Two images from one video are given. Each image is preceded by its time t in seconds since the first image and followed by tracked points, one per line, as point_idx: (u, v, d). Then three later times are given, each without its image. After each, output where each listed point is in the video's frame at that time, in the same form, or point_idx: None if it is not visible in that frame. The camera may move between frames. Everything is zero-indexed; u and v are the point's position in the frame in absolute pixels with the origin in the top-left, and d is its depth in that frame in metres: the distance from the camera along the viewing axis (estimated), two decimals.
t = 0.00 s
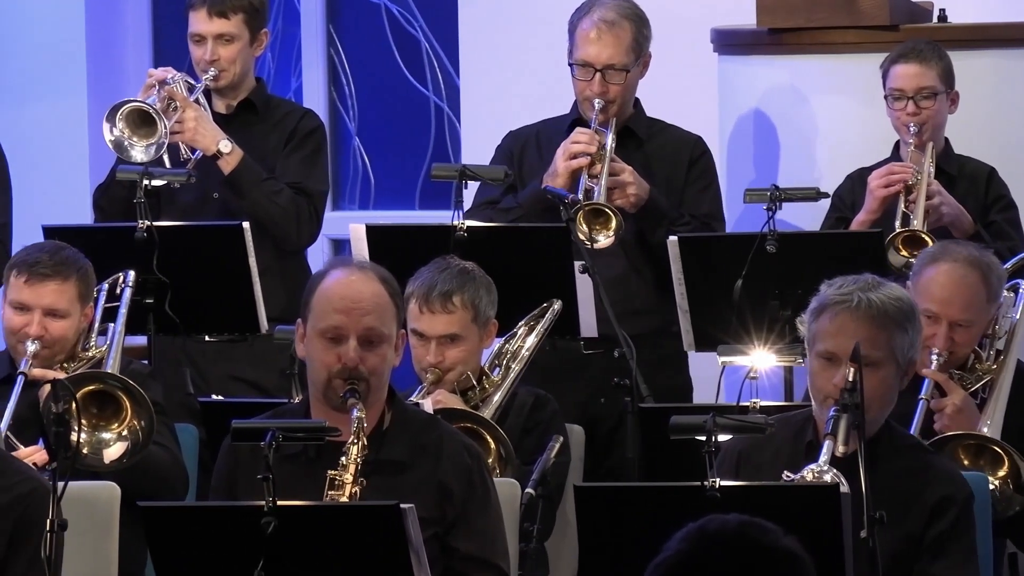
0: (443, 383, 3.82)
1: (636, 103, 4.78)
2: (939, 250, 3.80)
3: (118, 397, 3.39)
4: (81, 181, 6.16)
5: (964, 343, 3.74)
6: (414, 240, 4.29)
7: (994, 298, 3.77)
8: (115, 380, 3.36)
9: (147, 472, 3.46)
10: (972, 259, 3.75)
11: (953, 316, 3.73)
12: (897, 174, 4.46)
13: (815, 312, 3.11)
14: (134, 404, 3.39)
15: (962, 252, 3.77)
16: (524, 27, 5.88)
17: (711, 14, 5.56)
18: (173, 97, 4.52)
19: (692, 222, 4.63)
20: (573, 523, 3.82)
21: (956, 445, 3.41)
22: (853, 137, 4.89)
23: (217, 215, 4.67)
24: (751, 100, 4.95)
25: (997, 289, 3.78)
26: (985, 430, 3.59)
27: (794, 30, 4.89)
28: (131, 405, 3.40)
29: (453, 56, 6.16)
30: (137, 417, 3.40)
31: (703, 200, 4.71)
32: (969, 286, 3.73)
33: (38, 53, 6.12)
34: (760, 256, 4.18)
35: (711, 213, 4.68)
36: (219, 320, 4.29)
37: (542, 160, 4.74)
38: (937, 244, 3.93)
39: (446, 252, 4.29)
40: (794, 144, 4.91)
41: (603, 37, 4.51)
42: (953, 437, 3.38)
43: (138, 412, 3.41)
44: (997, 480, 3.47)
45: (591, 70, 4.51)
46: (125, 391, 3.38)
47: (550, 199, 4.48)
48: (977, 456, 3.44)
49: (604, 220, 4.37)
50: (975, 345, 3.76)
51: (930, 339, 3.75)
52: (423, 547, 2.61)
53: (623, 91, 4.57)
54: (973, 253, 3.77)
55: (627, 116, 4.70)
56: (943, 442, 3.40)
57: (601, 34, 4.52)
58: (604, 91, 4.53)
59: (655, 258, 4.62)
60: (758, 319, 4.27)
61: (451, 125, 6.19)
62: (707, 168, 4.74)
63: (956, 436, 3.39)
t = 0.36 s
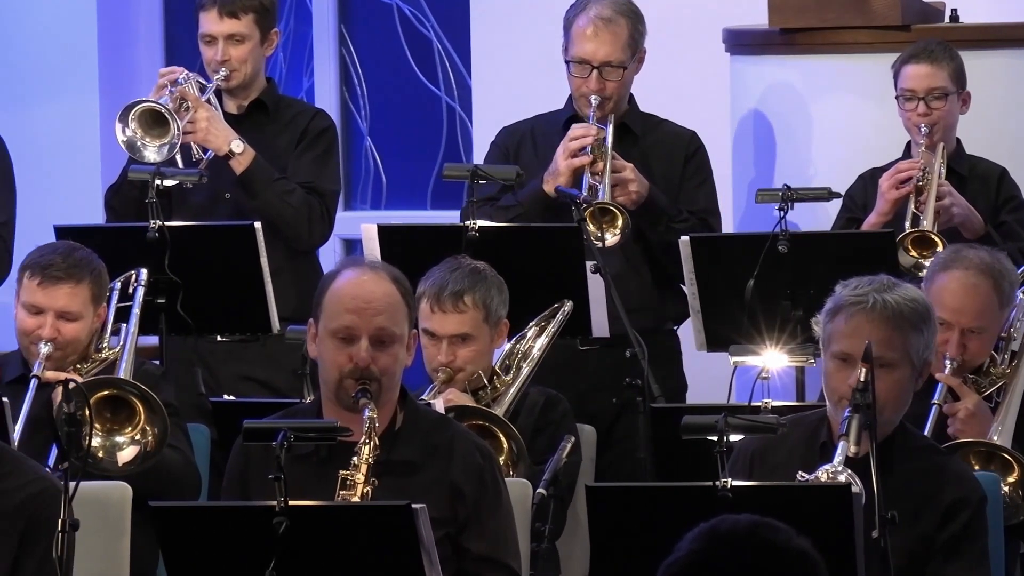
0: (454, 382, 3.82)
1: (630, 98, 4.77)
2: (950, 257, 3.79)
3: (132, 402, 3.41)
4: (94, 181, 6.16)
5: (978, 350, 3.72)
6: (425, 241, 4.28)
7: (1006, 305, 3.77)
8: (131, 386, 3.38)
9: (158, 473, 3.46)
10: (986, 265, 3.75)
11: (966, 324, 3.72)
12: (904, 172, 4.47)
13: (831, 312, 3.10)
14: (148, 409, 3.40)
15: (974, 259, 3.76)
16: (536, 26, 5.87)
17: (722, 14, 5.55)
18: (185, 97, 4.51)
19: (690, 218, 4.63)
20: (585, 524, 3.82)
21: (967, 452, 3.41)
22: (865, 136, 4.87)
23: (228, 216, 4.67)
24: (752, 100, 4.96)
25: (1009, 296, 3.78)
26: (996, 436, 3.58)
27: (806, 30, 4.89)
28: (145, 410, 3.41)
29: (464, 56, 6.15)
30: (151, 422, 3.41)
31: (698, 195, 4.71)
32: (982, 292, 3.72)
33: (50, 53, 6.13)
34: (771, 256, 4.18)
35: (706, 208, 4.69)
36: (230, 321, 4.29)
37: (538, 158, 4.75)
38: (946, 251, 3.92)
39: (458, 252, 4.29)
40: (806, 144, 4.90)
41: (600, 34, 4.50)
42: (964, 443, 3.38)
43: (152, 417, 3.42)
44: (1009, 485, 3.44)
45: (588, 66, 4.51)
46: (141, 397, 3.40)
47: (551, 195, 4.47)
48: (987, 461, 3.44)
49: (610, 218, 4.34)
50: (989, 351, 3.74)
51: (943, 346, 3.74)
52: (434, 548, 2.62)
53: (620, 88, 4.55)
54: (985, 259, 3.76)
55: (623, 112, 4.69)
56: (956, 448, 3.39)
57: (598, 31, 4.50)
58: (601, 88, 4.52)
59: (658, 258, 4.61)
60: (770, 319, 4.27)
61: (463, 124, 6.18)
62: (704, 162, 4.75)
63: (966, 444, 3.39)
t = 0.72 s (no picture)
0: (468, 382, 3.83)
1: (629, 97, 4.76)
2: (953, 253, 3.79)
3: (144, 402, 3.41)
4: (107, 181, 6.17)
5: (983, 346, 3.72)
6: (437, 241, 4.28)
7: (1010, 299, 3.77)
8: (142, 386, 3.38)
9: (170, 473, 3.46)
10: (988, 261, 3.75)
11: (970, 320, 3.72)
12: (915, 172, 4.45)
13: (839, 308, 3.10)
14: (160, 410, 3.40)
15: (977, 255, 3.76)
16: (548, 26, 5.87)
17: (735, 13, 5.54)
18: (197, 96, 4.52)
19: (692, 215, 4.61)
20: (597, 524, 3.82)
21: (974, 443, 3.40)
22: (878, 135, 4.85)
23: (240, 216, 4.68)
24: (754, 103, 4.99)
25: (1013, 291, 3.78)
26: (1004, 425, 3.56)
27: (818, 30, 4.88)
28: (157, 410, 3.41)
29: (477, 56, 6.15)
30: (162, 423, 3.41)
31: (699, 193, 4.71)
32: (985, 288, 3.72)
33: (63, 53, 6.14)
34: (784, 256, 4.18)
35: (707, 206, 4.68)
36: (242, 321, 4.30)
37: (538, 156, 4.74)
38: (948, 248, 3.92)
39: (470, 252, 4.28)
40: (819, 143, 4.89)
41: (599, 34, 4.50)
42: (971, 433, 3.36)
43: (163, 417, 3.42)
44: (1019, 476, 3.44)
45: (588, 65, 4.50)
46: (153, 398, 3.40)
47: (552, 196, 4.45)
48: (995, 452, 3.44)
49: (613, 217, 4.38)
50: (994, 347, 3.75)
51: (948, 342, 3.74)
52: (447, 547, 2.62)
53: (620, 86, 4.54)
54: (988, 255, 3.77)
55: (623, 111, 4.68)
56: (962, 439, 3.37)
57: (597, 30, 4.50)
58: (601, 87, 4.51)
59: (657, 255, 4.59)
60: (783, 319, 4.26)
61: (476, 124, 6.18)
62: (704, 159, 4.74)
63: (975, 433, 3.37)
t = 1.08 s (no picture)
0: (482, 383, 3.82)
1: (641, 97, 4.75)
2: (952, 247, 3.80)
3: (158, 401, 3.41)
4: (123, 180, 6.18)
5: (986, 339, 3.74)
6: (452, 241, 4.28)
7: (1011, 291, 3.77)
8: (155, 385, 3.37)
9: (185, 472, 3.47)
10: (987, 253, 3.75)
11: (972, 312, 3.73)
12: (931, 171, 4.44)
13: (848, 308, 3.10)
14: (173, 409, 3.41)
15: (976, 248, 3.77)
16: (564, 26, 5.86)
17: (750, 13, 5.53)
18: (214, 96, 4.52)
19: (701, 214, 4.61)
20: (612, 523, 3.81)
21: (980, 430, 3.38)
22: (893, 134, 4.84)
23: (256, 216, 4.69)
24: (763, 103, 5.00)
25: (1013, 282, 3.78)
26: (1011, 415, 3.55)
27: (834, 30, 4.86)
28: (170, 409, 3.42)
29: (492, 56, 6.14)
30: (174, 421, 3.42)
31: (709, 193, 4.70)
32: (986, 280, 3.73)
33: (79, 53, 6.15)
34: (799, 256, 4.16)
35: (717, 206, 4.67)
36: (257, 321, 4.30)
37: (548, 155, 4.74)
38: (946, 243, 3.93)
39: (485, 252, 4.28)
40: (835, 143, 4.87)
41: (608, 33, 4.49)
42: (976, 420, 3.35)
43: (176, 416, 3.43)
44: None
45: (597, 65, 4.50)
46: (167, 397, 3.40)
47: (562, 196, 4.47)
48: (1003, 441, 3.40)
49: (621, 213, 4.38)
50: (998, 340, 3.76)
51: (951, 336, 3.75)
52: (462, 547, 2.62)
53: (629, 86, 4.54)
54: (987, 248, 3.77)
55: (633, 111, 4.68)
56: (968, 427, 3.37)
57: (606, 29, 4.49)
58: (610, 87, 4.51)
59: (667, 253, 4.58)
60: (798, 319, 4.24)
61: (491, 124, 6.18)
62: (714, 158, 4.73)
63: (980, 420, 3.36)
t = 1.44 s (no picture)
0: (494, 384, 3.81)
1: (651, 97, 4.75)
2: (948, 244, 3.79)
3: (171, 400, 3.42)
4: (136, 180, 6.19)
5: (986, 333, 3.75)
6: (465, 241, 4.27)
7: (1010, 284, 3.77)
8: (169, 385, 3.38)
9: (197, 471, 3.47)
10: (984, 249, 3.75)
11: (971, 308, 3.73)
12: (942, 171, 4.42)
13: (859, 308, 3.09)
14: (185, 408, 3.41)
15: (972, 244, 3.77)
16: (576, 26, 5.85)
17: (763, 12, 5.52)
18: (226, 96, 4.52)
19: (710, 213, 4.60)
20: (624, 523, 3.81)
21: (983, 421, 3.37)
22: (906, 133, 4.83)
23: (268, 216, 4.69)
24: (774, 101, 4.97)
25: (1012, 276, 3.78)
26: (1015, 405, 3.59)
27: (846, 30, 4.85)
28: (183, 409, 3.42)
29: (505, 56, 6.14)
30: (187, 420, 3.42)
31: (719, 192, 4.69)
32: (983, 275, 3.72)
33: (92, 53, 6.17)
34: (811, 255, 4.15)
35: (727, 205, 4.67)
36: (270, 322, 4.31)
37: (558, 155, 4.74)
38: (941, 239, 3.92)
39: (497, 252, 4.28)
40: (848, 142, 4.86)
41: (617, 31, 4.49)
42: (978, 412, 3.34)
43: (189, 415, 3.43)
44: None
45: (606, 63, 4.49)
46: (180, 397, 3.40)
47: (569, 195, 4.48)
48: (1005, 433, 3.39)
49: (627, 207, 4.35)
50: (997, 334, 3.78)
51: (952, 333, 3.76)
52: (474, 547, 2.61)
53: (638, 84, 4.54)
54: (982, 243, 3.77)
55: (642, 112, 4.66)
56: (971, 418, 3.35)
57: (615, 28, 4.49)
58: (619, 85, 4.51)
59: (676, 251, 4.57)
60: (810, 318, 4.23)
61: (503, 125, 6.17)
62: (723, 159, 4.73)
63: (982, 411, 3.34)
